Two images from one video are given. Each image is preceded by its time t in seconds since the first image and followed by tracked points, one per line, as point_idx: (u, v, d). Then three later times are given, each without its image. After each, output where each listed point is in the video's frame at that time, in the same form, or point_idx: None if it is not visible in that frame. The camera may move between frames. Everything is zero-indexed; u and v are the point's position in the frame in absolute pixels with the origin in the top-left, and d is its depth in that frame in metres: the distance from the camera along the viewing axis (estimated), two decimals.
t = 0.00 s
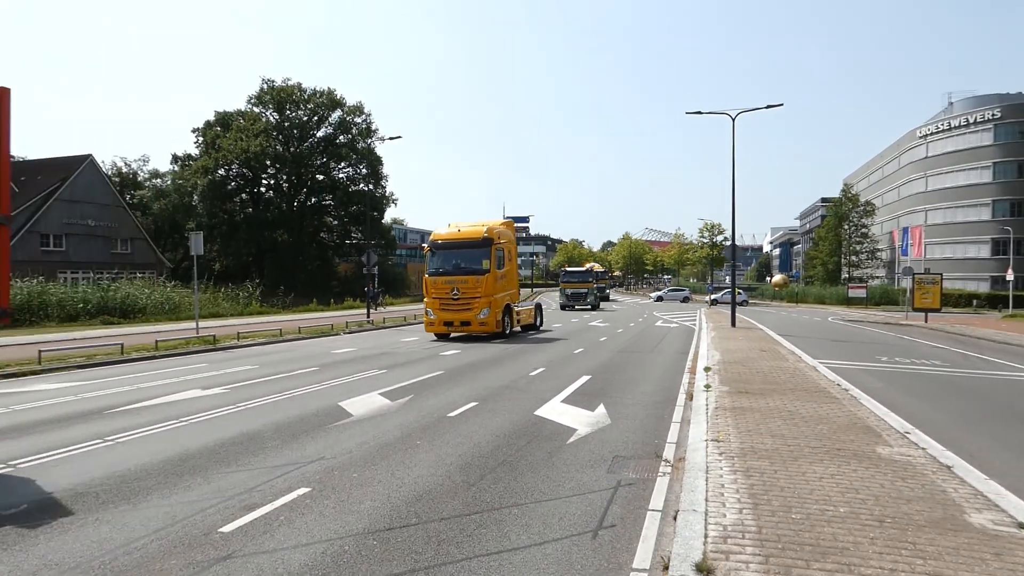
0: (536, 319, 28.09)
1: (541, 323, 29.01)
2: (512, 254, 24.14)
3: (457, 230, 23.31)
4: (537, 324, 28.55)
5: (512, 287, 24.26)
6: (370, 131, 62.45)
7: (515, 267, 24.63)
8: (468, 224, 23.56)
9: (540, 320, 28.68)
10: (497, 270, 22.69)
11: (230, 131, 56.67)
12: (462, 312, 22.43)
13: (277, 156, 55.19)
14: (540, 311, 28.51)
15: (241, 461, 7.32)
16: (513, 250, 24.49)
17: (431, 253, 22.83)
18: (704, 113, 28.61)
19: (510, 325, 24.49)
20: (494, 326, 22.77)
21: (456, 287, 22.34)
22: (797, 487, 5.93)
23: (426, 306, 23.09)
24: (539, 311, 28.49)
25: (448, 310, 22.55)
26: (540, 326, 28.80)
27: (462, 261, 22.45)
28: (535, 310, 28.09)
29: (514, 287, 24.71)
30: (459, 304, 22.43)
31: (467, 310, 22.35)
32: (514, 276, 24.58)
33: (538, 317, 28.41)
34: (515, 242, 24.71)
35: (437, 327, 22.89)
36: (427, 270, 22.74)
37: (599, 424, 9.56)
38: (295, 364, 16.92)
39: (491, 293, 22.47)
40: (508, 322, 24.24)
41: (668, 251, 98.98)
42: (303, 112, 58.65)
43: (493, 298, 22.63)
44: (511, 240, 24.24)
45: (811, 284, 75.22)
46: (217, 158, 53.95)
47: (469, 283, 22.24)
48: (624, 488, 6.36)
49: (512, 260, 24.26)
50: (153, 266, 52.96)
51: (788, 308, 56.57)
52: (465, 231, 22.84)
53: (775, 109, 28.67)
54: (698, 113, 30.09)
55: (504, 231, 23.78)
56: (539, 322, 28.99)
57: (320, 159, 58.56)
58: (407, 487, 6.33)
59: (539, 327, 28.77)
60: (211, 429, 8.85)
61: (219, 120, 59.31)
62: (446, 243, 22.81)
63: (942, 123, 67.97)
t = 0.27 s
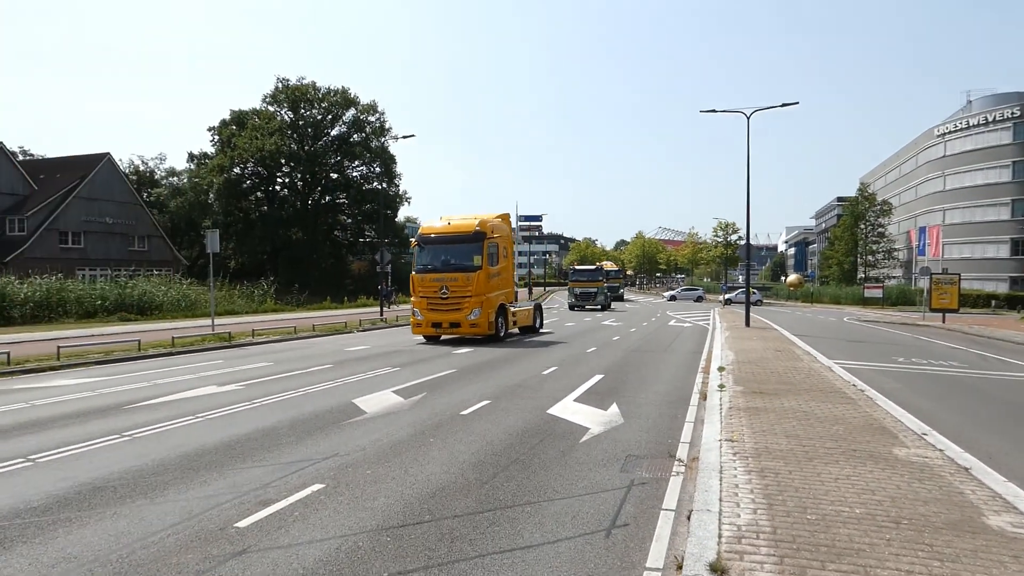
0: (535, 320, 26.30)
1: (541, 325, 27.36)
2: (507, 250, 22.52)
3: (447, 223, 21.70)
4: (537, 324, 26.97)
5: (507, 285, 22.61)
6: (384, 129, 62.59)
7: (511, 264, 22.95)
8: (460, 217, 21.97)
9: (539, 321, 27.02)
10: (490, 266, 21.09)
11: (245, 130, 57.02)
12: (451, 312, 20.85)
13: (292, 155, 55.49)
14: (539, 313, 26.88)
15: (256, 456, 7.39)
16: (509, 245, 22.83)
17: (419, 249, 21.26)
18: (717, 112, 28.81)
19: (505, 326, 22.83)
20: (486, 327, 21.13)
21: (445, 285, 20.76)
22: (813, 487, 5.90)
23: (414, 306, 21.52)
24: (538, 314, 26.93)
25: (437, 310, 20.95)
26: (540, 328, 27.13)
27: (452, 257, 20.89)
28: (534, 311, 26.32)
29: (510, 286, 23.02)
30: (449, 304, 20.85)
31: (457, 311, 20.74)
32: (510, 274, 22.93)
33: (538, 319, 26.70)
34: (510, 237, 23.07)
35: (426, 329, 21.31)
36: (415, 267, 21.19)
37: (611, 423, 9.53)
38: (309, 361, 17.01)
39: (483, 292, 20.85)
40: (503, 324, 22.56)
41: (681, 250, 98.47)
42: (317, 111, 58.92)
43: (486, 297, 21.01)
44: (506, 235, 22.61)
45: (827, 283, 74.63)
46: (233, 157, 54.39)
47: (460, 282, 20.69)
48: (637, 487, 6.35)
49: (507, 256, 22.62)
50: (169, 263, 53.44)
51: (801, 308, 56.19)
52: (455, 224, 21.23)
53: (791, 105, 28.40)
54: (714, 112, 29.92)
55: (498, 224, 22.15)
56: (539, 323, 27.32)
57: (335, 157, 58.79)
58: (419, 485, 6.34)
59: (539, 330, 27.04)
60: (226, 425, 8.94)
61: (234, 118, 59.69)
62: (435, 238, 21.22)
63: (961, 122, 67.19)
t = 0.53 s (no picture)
0: (527, 319, 24.11)
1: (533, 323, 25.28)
2: (495, 245, 20.56)
3: (429, 215, 19.64)
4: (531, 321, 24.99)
5: (495, 285, 20.59)
6: (394, 128, 62.69)
7: (500, 262, 20.95)
8: (443, 208, 19.90)
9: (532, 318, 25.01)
10: (475, 263, 19.06)
11: (257, 129, 57.32)
12: (432, 313, 18.77)
13: (303, 154, 55.73)
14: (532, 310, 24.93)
15: (268, 454, 7.42)
16: (498, 241, 20.84)
17: (398, 243, 19.20)
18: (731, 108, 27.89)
19: (492, 329, 20.69)
20: (471, 330, 19.09)
21: (426, 283, 18.70)
22: (825, 488, 5.86)
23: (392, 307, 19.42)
24: (530, 313, 25.05)
25: (417, 311, 18.86)
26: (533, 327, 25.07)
27: (434, 253, 18.85)
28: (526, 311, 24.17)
29: (499, 285, 20.98)
30: (429, 305, 18.77)
31: (439, 312, 18.69)
32: (498, 272, 20.92)
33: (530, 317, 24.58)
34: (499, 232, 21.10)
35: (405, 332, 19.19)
36: (393, 263, 19.12)
37: (621, 422, 9.49)
38: (319, 359, 17.04)
39: (467, 291, 18.81)
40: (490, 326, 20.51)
41: (692, 249, 98.15)
42: (328, 110, 59.15)
43: (470, 297, 18.95)
44: (494, 229, 20.60)
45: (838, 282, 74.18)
46: (244, 156, 54.60)
47: (442, 279, 18.62)
48: (648, 487, 6.34)
49: (496, 252, 20.63)
50: (181, 262, 53.71)
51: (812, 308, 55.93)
52: (438, 217, 19.23)
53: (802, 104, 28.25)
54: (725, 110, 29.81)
55: (486, 218, 20.15)
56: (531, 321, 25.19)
57: (345, 156, 58.99)
58: (430, 483, 6.35)
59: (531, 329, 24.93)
60: (238, 423, 8.99)
61: (247, 118, 60.00)
62: (415, 231, 19.16)
63: (975, 120, 66.49)
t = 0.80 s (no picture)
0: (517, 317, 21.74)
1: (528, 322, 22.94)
2: (478, 239, 18.35)
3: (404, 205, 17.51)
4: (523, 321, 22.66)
5: (479, 282, 18.33)
6: (404, 127, 62.78)
7: (484, 257, 18.72)
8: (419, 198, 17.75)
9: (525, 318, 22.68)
10: (453, 258, 16.87)
11: (267, 128, 57.55)
12: (404, 314, 16.54)
13: (314, 152, 55.93)
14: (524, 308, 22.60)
15: (278, 451, 7.45)
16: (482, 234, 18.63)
17: (369, 237, 17.11)
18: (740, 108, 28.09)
19: (474, 334, 18.32)
20: (448, 334, 16.82)
21: (398, 281, 16.52)
22: (837, 488, 5.83)
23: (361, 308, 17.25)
24: (523, 314, 22.72)
25: (388, 312, 16.67)
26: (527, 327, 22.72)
27: (407, 246, 16.72)
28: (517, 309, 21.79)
29: (483, 282, 18.73)
30: (401, 305, 16.57)
31: (411, 313, 16.46)
32: (483, 268, 18.68)
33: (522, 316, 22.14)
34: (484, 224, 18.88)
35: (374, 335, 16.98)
36: (362, 258, 17.02)
37: (630, 422, 9.46)
38: (329, 357, 17.07)
39: (443, 290, 16.54)
40: (473, 329, 18.26)
41: (703, 247, 97.78)
42: (338, 109, 59.33)
43: (447, 297, 16.69)
44: (477, 221, 18.35)
45: (850, 282, 73.70)
46: (255, 154, 54.83)
47: (415, 276, 16.43)
48: (658, 486, 6.32)
49: (479, 246, 18.39)
50: (192, 260, 53.96)
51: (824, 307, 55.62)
52: (411, 207, 17.09)
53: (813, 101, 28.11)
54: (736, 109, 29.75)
55: (467, 208, 17.92)
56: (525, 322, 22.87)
57: (355, 155, 59.16)
58: (439, 481, 6.38)
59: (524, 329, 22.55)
60: (248, 420, 9.03)
61: (257, 116, 60.30)
62: (387, 223, 17.05)
63: (989, 118, 66.01)
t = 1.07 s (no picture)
0: (499, 321, 19.81)
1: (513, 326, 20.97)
2: (451, 235, 16.64)
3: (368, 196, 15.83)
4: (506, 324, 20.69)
5: (453, 282, 16.54)
6: (409, 126, 62.81)
7: (459, 254, 16.99)
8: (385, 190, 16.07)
9: (509, 321, 20.73)
10: (420, 255, 15.14)
11: (274, 127, 57.70)
12: (365, 317, 14.76)
13: (320, 152, 56.05)
14: (509, 310, 20.67)
15: (284, 450, 7.47)
16: (456, 229, 16.92)
17: (329, 232, 15.44)
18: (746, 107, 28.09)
19: (447, 339, 16.48)
20: (415, 339, 14.99)
21: (358, 280, 14.79)
22: (844, 488, 5.81)
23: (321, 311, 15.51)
24: (507, 316, 20.83)
25: (348, 315, 14.93)
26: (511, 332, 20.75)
27: (369, 242, 15.02)
28: (500, 312, 19.91)
29: (458, 282, 16.94)
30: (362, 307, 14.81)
31: (373, 316, 14.69)
32: (458, 267, 16.93)
33: (504, 318, 20.20)
34: (458, 218, 17.19)
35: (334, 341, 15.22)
36: (322, 256, 15.33)
37: (636, 422, 9.44)
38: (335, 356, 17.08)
39: (408, 290, 14.77)
40: (448, 333, 16.48)
41: (709, 246, 97.57)
42: (344, 108, 59.43)
43: (413, 298, 14.90)
44: (451, 214, 16.61)
45: (857, 281, 73.41)
46: (262, 154, 54.97)
47: (377, 275, 14.68)
48: (663, 486, 6.32)
49: (452, 242, 16.68)
50: (199, 259, 54.13)
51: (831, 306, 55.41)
52: (374, 198, 15.41)
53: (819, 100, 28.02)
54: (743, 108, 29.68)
55: (438, 199, 16.24)
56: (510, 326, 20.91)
57: (361, 155, 59.27)
58: (445, 480, 6.39)
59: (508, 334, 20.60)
60: (254, 419, 9.05)
61: (264, 116, 60.45)
62: (349, 216, 15.38)
63: (998, 116, 65.68)
